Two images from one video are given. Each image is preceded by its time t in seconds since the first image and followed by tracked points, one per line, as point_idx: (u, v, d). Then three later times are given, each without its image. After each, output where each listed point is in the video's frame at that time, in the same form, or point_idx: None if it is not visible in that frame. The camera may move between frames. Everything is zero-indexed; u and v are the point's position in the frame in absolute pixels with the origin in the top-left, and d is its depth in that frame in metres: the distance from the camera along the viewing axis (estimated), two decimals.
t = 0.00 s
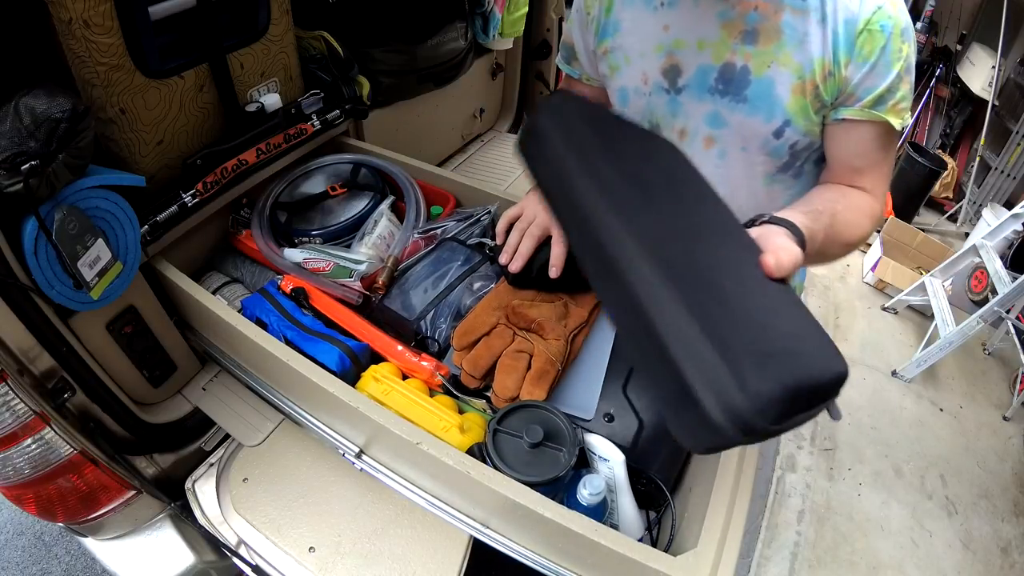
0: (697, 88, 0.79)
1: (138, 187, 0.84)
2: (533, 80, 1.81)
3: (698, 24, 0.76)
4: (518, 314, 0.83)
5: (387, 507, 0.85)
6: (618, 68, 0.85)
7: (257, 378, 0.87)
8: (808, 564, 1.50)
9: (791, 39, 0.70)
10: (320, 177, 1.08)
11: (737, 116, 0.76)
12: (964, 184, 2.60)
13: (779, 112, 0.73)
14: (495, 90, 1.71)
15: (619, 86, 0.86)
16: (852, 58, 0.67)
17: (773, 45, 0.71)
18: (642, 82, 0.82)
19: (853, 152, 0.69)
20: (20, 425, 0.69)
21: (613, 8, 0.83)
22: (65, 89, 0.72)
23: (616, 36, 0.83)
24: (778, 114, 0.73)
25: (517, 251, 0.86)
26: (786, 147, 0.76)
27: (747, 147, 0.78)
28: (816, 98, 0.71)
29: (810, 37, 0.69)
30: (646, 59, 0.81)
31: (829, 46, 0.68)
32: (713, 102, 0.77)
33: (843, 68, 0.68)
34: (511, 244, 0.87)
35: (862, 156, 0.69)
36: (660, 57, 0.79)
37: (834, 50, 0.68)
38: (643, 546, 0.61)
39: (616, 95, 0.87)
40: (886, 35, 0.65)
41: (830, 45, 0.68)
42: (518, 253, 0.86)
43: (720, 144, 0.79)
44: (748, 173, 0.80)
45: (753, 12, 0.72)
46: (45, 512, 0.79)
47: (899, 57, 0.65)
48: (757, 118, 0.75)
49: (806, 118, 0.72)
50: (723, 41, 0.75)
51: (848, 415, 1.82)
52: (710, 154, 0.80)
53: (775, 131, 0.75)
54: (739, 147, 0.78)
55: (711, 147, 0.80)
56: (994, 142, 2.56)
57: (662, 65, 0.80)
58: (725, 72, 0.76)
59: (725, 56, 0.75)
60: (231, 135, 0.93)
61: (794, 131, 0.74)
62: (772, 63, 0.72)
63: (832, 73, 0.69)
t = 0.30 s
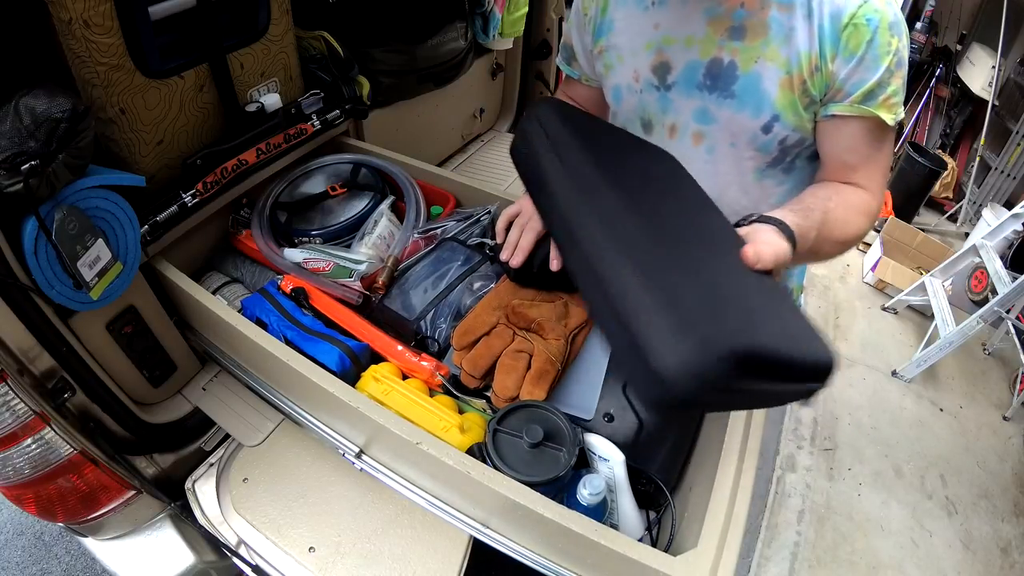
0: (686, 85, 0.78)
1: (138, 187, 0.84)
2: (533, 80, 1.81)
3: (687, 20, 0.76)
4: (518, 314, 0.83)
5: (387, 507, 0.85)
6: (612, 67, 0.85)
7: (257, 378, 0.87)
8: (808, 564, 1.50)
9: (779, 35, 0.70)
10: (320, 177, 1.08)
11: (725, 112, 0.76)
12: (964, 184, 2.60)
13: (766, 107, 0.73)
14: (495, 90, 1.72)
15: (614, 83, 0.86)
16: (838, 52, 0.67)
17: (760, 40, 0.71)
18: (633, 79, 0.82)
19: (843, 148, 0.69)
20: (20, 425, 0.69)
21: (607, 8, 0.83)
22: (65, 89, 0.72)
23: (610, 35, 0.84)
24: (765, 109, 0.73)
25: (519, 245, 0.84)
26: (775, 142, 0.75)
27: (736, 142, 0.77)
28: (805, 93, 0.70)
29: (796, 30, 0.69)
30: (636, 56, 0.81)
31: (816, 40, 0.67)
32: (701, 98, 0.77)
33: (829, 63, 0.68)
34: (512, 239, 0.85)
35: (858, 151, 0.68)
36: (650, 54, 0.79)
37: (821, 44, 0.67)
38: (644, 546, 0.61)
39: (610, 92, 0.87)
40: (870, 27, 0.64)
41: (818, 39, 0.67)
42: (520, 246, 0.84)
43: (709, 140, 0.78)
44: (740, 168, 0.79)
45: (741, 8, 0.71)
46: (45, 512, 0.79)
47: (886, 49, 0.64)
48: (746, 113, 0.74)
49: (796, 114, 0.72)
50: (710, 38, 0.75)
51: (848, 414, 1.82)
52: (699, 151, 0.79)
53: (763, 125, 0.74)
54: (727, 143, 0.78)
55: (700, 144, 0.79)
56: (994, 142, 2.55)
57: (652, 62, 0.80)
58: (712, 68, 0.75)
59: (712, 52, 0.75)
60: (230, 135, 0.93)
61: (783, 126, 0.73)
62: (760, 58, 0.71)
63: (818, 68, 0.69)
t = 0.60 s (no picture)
0: (692, 87, 0.88)
1: (138, 187, 0.84)
2: (533, 80, 1.81)
3: (691, 25, 0.86)
4: (518, 314, 0.83)
5: (387, 507, 0.85)
6: (615, 71, 0.96)
7: (257, 378, 0.87)
8: (808, 564, 1.50)
9: (784, 35, 0.80)
10: (320, 177, 1.08)
11: (736, 112, 0.87)
12: (965, 184, 2.60)
13: (777, 107, 0.84)
14: (495, 90, 1.72)
15: (618, 87, 0.96)
16: (852, 49, 0.78)
17: (766, 41, 0.81)
18: (638, 83, 0.93)
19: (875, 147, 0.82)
20: (20, 425, 0.69)
21: (608, 16, 0.93)
22: (64, 90, 0.72)
23: (611, 40, 0.94)
24: (776, 108, 0.84)
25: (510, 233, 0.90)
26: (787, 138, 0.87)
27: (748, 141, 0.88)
28: (816, 90, 0.83)
29: (804, 31, 0.79)
30: (640, 60, 0.91)
31: (826, 39, 0.78)
32: (710, 100, 0.88)
33: (843, 60, 0.79)
34: (503, 227, 0.92)
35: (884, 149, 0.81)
36: (655, 58, 0.89)
37: (834, 43, 0.78)
38: (644, 546, 0.61)
39: (615, 96, 0.98)
40: (882, 23, 0.75)
41: (827, 38, 0.78)
42: (507, 232, 0.91)
43: (717, 140, 0.89)
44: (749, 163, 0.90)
45: (743, 11, 0.81)
46: (46, 511, 0.79)
47: (899, 44, 0.75)
48: (756, 113, 0.86)
49: (808, 111, 0.84)
50: (714, 40, 0.85)
51: (847, 414, 1.82)
52: (708, 150, 0.91)
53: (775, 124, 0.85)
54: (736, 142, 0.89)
55: (711, 144, 0.90)
56: (994, 143, 2.55)
57: (657, 66, 0.90)
58: (719, 70, 0.86)
59: (718, 54, 0.85)
60: (230, 135, 0.93)
61: (795, 122, 0.85)
62: (767, 58, 0.82)
63: (832, 65, 0.80)
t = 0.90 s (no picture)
0: (709, 95, 0.87)
1: (138, 187, 0.84)
2: (533, 80, 1.81)
3: (709, 32, 0.84)
4: (518, 314, 0.83)
5: (387, 507, 0.85)
6: (623, 76, 0.93)
7: (257, 378, 0.87)
8: (808, 564, 1.50)
9: (804, 47, 0.79)
10: (320, 177, 1.08)
11: (755, 122, 0.85)
12: (964, 184, 2.60)
13: (796, 117, 0.83)
14: (495, 90, 1.72)
15: (628, 93, 0.93)
16: (869, 62, 0.78)
17: (785, 52, 0.81)
18: (651, 89, 0.91)
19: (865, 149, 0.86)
20: (20, 425, 0.69)
21: (616, 18, 0.90)
22: (65, 89, 0.72)
23: (620, 41, 0.91)
24: (795, 118, 0.83)
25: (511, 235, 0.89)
26: (803, 147, 0.86)
27: (764, 149, 0.87)
28: (833, 101, 0.82)
29: (823, 43, 0.78)
30: (655, 66, 0.89)
31: (845, 51, 0.78)
32: (728, 109, 0.86)
33: (861, 72, 0.79)
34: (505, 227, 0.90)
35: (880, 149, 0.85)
36: (671, 64, 0.87)
37: (852, 55, 0.78)
38: (645, 545, 0.61)
39: (623, 101, 0.95)
40: (898, 38, 0.76)
41: (846, 51, 0.78)
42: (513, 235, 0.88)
43: (734, 148, 0.88)
44: (763, 170, 0.89)
45: (764, 20, 0.80)
46: (45, 512, 0.79)
47: (910, 57, 0.77)
48: (776, 123, 0.84)
49: (823, 119, 0.83)
50: (733, 49, 0.83)
51: (847, 414, 1.82)
52: (724, 157, 0.90)
53: (793, 134, 0.85)
54: (753, 150, 0.88)
55: (727, 151, 0.89)
56: (994, 143, 2.55)
57: (673, 73, 0.88)
58: (738, 80, 0.84)
59: (737, 63, 0.83)
60: (230, 135, 0.93)
61: (812, 131, 0.84)
62: (787, 69, 0.81)
63: (849, 77, 0.80)
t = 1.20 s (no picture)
0: (729, 101, 0.86)
1: (138, 187, 0.84)
2: (533, 80, 1.81)
3: (732, 38, 0.83)
4: (519, 314, 0.83)
5: (387, 507, 0.85)
6: (638, 78, 0.91)
7: (257, 378, 0.87)
8: (808, 564, 1.50)
9: (826, 57, 0.80)
10: (320, 177, 1.08)
11: (773, 129, 0.85)
12: (964, 184, 2.60)
13: (814, 126, 0.83)
14: (495, 90, 1.71)
15: (643, 96, 0.91)
16: (886, 75, 0.79)
17: (808, 61, 0.80)
18: (669, 93, 0.88)
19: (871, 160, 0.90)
20: (20, 425, 0.69)
21: (635, 17, 0.88)
22: (65, 89, 0.72)
23: (637, 42, 0.89)
24: (813, 127, 0.83)
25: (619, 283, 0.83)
26: (818, 156, 0.86)
27: (780, 157, 0.87)
28: (850, 112, 0.82)
29: (845, 54, 0.79)
30: (674, 69, 0.87)
31: (864, 63, 0.79)
32: (747, 116, 0.85)
33: (878, 84, 0.80)
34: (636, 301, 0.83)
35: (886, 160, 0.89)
36: (691, 68, 0.86)
37: (871, 68, 0.79)
38: (644, 545, 0.61)
39: (636, 104, 0.92)
40: (915, 53, 0.78)
41: (865, 63, 0.79)
42: (652, 311, 0.82)
43: (750, 155, 0.88)
44: (778, 177, 0.89)
45: (788, 29, 0.80)
46: (45, 512, 0.79)
47: (924, 72, 0.79)
48: (793, 132, 0.84)
49: (838, 129, 0.84)
50: (756, 56, 0.82)
51: (847, 414, 1.82)
52: (739, 164, 0.89)
53: (810, 142, 0.84)
54: (770, 157, 0.87)
55: (743, 158, 0.88)
56: (994, 143, 2.55)
57: (693, 77, 0.86)
58: (759, 87, 0.84)
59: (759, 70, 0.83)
60: (230, 135, 0.93)
61: (828, 141, 0.84)
62: (808, 78, 0.81)
63: (866, 89, 0.81)
